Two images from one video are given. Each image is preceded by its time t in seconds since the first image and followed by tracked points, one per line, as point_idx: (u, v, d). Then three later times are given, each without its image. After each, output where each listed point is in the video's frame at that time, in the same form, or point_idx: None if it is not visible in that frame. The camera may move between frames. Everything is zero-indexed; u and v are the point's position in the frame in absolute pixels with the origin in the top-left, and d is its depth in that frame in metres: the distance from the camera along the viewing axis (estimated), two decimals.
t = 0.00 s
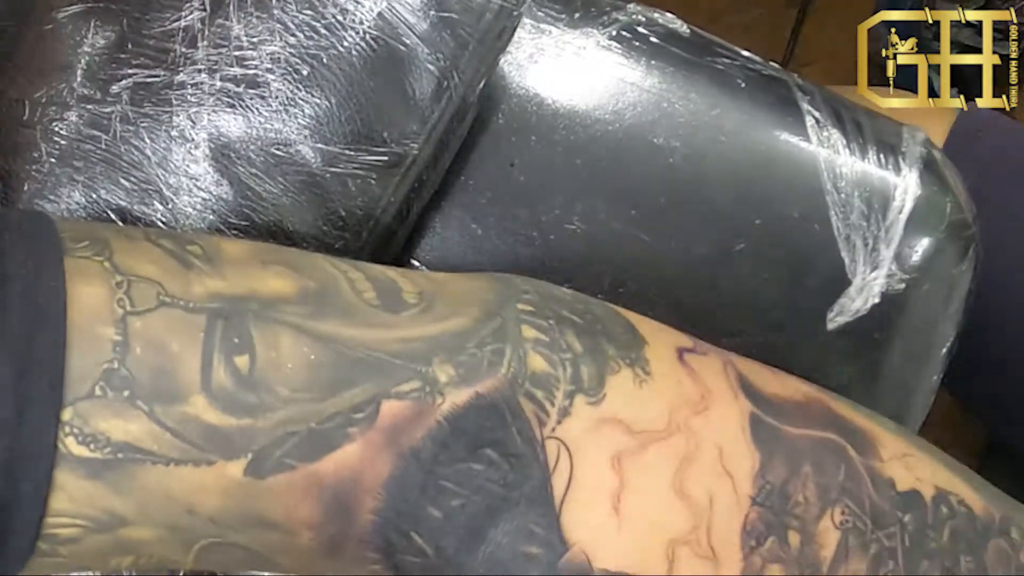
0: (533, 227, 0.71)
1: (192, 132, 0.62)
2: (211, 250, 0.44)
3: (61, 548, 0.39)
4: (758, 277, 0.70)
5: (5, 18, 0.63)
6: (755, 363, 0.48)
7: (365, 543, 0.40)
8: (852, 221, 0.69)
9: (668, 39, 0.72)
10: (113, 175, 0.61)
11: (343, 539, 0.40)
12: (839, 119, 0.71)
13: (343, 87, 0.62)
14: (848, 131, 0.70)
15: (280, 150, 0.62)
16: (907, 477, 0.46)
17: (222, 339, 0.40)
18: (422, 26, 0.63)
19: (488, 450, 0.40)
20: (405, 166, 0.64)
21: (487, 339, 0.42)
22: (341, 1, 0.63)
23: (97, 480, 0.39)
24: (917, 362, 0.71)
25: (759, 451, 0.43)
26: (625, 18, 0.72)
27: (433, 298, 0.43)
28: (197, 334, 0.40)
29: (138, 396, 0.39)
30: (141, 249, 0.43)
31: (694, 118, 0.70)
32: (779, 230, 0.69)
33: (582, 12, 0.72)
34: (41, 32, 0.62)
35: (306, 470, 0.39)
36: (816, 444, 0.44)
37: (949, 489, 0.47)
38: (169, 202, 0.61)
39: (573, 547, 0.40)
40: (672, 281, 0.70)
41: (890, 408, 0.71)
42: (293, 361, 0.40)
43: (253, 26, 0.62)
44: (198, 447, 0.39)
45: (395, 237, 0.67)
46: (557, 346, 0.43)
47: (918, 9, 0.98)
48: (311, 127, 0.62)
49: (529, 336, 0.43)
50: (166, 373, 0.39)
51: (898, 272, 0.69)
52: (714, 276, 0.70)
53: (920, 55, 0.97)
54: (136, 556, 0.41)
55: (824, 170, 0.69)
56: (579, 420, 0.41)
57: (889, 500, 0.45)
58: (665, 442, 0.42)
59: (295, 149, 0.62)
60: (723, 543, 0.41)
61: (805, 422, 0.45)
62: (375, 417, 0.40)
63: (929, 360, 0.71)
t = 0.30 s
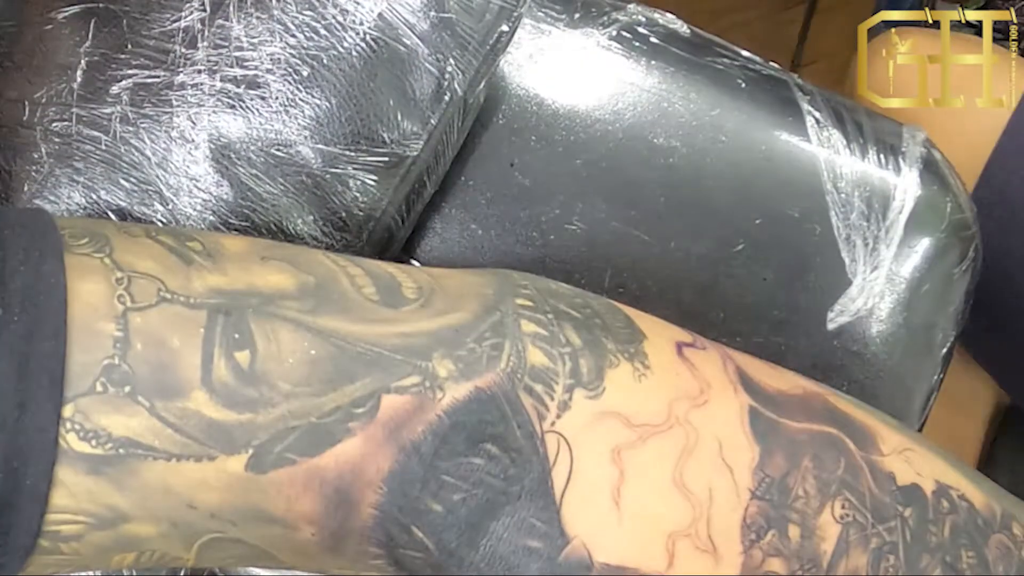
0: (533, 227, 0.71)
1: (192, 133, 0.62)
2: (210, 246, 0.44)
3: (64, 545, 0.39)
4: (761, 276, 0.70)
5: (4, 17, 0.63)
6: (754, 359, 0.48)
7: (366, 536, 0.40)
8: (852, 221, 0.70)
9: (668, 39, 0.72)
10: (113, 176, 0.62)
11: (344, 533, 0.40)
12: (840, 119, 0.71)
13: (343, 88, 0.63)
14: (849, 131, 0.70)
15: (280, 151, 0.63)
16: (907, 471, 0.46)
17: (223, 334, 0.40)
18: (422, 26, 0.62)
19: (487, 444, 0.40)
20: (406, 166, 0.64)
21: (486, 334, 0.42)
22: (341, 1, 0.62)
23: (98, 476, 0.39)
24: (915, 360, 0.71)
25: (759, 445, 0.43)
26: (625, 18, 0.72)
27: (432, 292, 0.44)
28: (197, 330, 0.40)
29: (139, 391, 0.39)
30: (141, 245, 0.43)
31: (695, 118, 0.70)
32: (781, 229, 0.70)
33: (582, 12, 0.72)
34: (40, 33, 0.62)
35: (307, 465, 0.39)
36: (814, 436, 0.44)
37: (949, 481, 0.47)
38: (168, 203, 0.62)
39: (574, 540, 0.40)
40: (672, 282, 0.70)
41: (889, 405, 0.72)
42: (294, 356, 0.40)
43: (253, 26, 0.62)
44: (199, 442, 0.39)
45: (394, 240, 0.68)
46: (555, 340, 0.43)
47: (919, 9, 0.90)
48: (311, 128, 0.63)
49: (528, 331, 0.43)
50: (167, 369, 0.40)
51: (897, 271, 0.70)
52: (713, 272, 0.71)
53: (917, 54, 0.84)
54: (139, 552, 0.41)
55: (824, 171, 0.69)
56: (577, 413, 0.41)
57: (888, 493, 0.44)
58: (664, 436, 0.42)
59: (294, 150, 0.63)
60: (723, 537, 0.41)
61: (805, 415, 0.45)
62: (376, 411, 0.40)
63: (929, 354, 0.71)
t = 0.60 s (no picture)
0: (533, 227, 0.71)
1: (193, 133, 0.62)
2: (210, 248, 0.44)
3: (62, 547, 0.40)
4: (761, 277, 0.70)
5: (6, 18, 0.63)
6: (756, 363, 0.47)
7: (362, 539, 0.41)
8: (853, 221, 0.70)
9: (669, 39, 0.72)
10: (114, 176, 0.62)
11: (340, 535, 0.40)
12: (841, 119, 0.71)
13: (343, 89, 0.63)
14: (849, 131, 0.71)
15: (280, 152, 0.63)
16: (908, 486, 0.45)
17: (220, 338, 0.40)
18: (423, 27, 0.62)
19: (483, 451, 0.40)
20: (406, 167, 0.64)
21: (482, 342, 0.42)
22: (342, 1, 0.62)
23: (96, 479, 0.39)
24: (914, 363, 0.71)
25: (756, 458, 0.42)
26: (626, 19, 0.72)
27: (431, 297, 0.43)
28: (194, 334, 0.40)
29: (136, 394, 0.39)
30: (140, 246, 0.43)
31: (695, 118, 0.70)
32: (781, 229, 0.70)
33: (583, 13, 0.72)
34: (41, 33, 0.62)
35: (303, 469, 0.40)
36: (813, 449, 0.43)
37: (954, 499, 0.46)
38: (169, 203, 0.62)
39: (568, 548, 0.40)
40: (672, 282, 0.71)
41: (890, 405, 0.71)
42: (291, 360, 0.41)
43: (254, 27, 0.62)
44: (197, 445, 0.39)
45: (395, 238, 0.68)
46: (553, 348, 0.42)
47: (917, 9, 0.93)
48: (311, 129, 0.63)
49: (525, 338, 0.42)
50: (164, 372, 0.40)
51: (898, 271, 0.70)
52: (713, 272, 0.70)
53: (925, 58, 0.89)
54: (136, 554, 0.41)
55: (824, 170, 0.70)
56: (573, 422, 0.41)
57: (887, 510, 0.44)
58: (659, 446, 0.42)
59: (295, 151, 0.63)
60: (717, 547, 0.41)
61: (805, 426, 0.44)
62: (372, 416, 0.40)
63: (929, 357, 0.71)
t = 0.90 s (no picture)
0: (533, 227, 0.70)
1: (193, 133, 0.61)
2: (203, 262, 0.44)
3: (51, 560, 0.39)
4: (761, 278, 0.69)
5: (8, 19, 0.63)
6: (759, 387, 0.46)
7: (348, 561, 0.40)
8: (853, 221, 0.68)
9: (669, 39, 0.71)
10: (114, 176, 0.61)
11: (327, 556, 0.40)
12: (841, 120, 0.70)
13: (343, 89, 0.62)
14: (850, 132, 0.70)
15: (280, 152, 0.62)
16: (907, 527, 0.44)
17: (211, 358, 0.40)
18: (423, 27, 0.62)
19: (471, 479, 0.40)
20: (406, 167, 0.64)
21: (475, 368, 0.42)
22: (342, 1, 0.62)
23: (85, 499, 0.39)
24: (914, 375, 0.70)
25: (749, 495, 0.42)
26: (627, 19, 0.72)
27: (425, 318, 0.43)
28: (185, 355, 0.40)
29: (126, 416, 0.39)
30: (134, 261, 0.43)
31: (695, 118, 0.69)
32: (782, 231, 0.68)
33: (583, 13, 0.72)
34: (41, 33, 0.62)
35: (291, 492, 0.40)
36: (809, 486, 0.43)
37: (955, 540, 0.45)
38: (169, 203, 0.61)
39: None
40: (673, 283, 0.69)
41: (893, 412, 0.71)
42: (281, 383, 0.40)
43: (254, 27, 0.62)
44: (185, 467, 0.39)
45: (396, 239, 0.67)
46: (545, 376, 0.42)
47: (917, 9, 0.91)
48: (312, 129, 0.62)
49: (518, 365, 0.42)
50: (154, 395, 0.40)
51: (898, 274, 0.68)
52: (714, 272, 0.69)
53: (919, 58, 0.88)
54: (123, 569, 0.40)
55: (824, 170, 0.68)
56: (562, 453, 0.41)
57: (884, 551, 0.43)
58: (650, 480, 0.41)
59: (295, 151, 0.62)
60: None
61: (802, 462, 0.43)
62: (361, 442, 0.40)
63: (933, 365, 0.70)
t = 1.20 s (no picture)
0: (533, 231, 0.68)
1: (193, 137, 0.59)
2: (202, 278, 0.43)
3: None
4: (760, 281, 0.67)
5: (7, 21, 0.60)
6: (762, 415, 0.46)
7: None
8: (853, 226, 0.67)
9: (669, 43, 0.70)
10: (113, 180, 0.58)
11: None
12: (842, 124, 0.68)
13: (343, 92, 0.59)
14: (850, 135, 0.68)
15: (280, 156, 0.59)
16: (905, 561, 0.43)
17: (206, 379, 0.40)
18: (424, 31, 0.60)
19: (464, 504, 0.40)
20: (406, 172, 0.61)
21: (472, 394, 0.41)
22: (342, 5, 0.60)
23: (79, 518, 0.38)
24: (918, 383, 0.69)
25: (744, 526, 0.42)
26: (627, 23, 0.70)
27: (424, 340, 0.42)
28: (182, 374, 0.40)
29: (121, 435, 0.39)
30: (131, 276, 0.42)
31: (695, 122, 0.68)
32: (781, 233, 0.67)
33: (583, 17, 0.70)
34: (40, 36, 0.59)
35: (285, 514, 0.39)
36: (806, 517, 0.42)
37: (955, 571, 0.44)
38: (169, 208, 0.58)
39: None
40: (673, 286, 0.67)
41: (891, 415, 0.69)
42: (277, 405, 0.40)
43: (254, 30, 0.60)
44: (179, 488, 0.39)
45: (394, 243, 0.64)
46: (543, 403, 0.42)
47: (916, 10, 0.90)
48: (311, 132, 0.59)
49: (515, 391, 0.42)
50: (149, 414, 0.39)
51: (898, 278, 0.67)
52: (714, 276, 0.67)
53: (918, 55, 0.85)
54: None
55: (825, 175, 0.67)
56: (558, 480, 0.41)
57: None
58: (645, 509, 0.41)
59: (295, 155, 0.59)
60: None
61: (800, 493, 0.43)
62: (356, 465, 0.40)
63: (935, 374, 0.69)
